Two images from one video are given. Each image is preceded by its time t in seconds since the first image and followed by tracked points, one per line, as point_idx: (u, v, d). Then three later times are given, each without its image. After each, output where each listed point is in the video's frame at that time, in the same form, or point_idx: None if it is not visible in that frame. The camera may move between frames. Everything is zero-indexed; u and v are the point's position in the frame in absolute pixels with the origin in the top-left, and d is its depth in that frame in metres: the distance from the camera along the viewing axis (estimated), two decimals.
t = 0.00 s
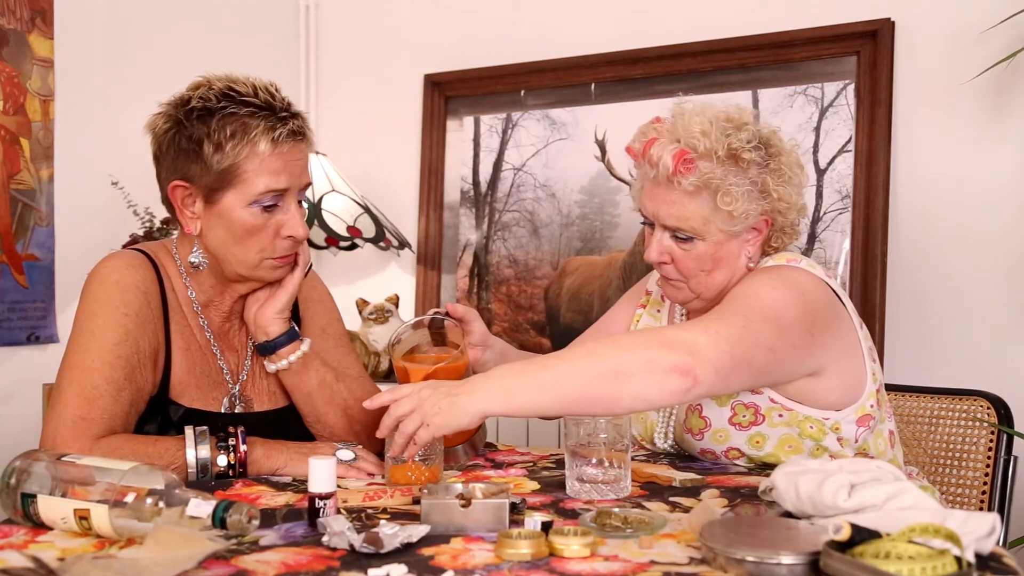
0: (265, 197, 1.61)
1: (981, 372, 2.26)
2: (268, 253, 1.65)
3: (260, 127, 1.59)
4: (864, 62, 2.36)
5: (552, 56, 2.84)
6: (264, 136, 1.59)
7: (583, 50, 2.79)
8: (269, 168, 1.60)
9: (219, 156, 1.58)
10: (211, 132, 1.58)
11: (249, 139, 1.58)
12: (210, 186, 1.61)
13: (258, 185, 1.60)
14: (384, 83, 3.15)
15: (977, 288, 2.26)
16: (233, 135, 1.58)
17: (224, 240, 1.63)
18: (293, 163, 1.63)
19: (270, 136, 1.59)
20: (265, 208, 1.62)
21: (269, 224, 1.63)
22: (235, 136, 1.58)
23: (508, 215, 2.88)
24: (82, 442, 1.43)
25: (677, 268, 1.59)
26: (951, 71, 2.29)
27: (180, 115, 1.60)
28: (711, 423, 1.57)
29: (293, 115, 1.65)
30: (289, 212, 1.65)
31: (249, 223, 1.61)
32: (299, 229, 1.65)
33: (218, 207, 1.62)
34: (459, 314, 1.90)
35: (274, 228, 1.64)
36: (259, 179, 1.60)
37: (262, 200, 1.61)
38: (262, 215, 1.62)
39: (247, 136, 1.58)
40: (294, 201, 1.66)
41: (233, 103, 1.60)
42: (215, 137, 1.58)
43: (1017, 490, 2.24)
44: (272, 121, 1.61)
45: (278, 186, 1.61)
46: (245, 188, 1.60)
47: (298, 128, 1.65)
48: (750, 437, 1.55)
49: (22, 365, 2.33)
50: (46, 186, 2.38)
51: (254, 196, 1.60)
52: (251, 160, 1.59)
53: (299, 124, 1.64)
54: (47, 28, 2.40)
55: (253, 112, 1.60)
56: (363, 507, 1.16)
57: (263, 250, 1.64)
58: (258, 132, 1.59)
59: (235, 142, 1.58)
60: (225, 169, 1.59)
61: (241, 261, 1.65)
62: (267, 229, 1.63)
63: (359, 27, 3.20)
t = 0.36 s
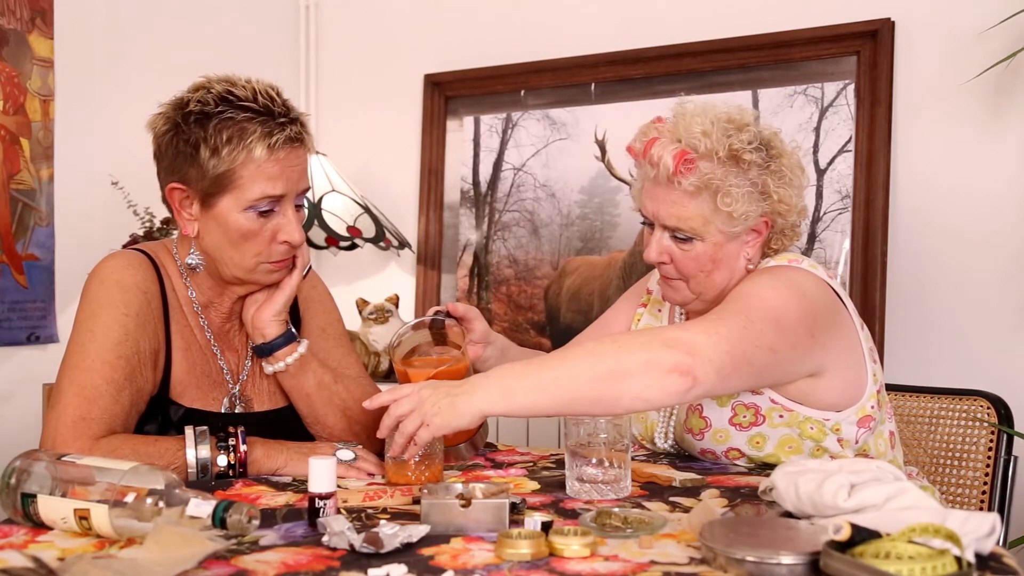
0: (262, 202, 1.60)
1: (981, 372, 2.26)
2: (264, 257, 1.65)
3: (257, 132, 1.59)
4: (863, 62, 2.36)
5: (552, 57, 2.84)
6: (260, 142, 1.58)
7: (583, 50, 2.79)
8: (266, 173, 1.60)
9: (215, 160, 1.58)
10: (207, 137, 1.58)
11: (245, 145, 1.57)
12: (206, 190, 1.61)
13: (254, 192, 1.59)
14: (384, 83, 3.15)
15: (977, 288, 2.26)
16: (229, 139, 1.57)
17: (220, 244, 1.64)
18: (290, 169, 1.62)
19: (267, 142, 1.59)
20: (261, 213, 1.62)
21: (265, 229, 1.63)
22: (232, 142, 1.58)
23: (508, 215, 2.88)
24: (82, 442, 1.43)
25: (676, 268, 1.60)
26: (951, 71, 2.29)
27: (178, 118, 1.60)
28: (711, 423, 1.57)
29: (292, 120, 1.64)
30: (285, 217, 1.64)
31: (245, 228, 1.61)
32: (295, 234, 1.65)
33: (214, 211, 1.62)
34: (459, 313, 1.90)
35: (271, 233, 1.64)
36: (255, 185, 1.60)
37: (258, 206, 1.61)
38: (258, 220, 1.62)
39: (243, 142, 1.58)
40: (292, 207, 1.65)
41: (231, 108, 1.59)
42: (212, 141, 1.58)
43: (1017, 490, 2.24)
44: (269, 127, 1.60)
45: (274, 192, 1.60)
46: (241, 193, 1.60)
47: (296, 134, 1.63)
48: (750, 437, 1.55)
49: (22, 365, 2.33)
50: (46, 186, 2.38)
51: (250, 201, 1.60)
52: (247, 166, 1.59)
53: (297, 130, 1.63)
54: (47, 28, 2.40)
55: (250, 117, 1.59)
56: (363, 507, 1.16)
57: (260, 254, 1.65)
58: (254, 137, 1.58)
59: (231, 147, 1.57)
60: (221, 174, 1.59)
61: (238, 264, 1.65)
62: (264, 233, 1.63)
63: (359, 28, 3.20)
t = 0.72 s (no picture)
0: (261, 202, 1.60)
1: (981, 372, 2.26)
2: (264, 258, 1.65)
3: (255, 133, 1.59)
4: (863, 62, 2.36)
5: (552, 56, 2.84)
6: (258, 143, 1.58)
7: (583, 50, 2.79)
8: (264, 174, 1.60)
9: (213, 161, 1.58)
10: (206, 137, 1.58)
11: (244, 145, 1.57)
12: (205, 191, 1.61)
13: (253, 192, 1.59)
14: (384, 83, 3.15)
15: (977, 288, 2.26)
16: (228, 140, 1.57)
17: (220, 245, 1.64)
18: (289, 170, 1.62)
19: (265, 143, 1.59)
20: (260, 214, 1.62)
21: (264, 229, 1.63)
22: (230, 142, 1.58)
23: (508, 215, 2.88)
24: (82, 442, 1.43)
25: (676, 270, 1.60)
26: (952, 71, 2.29)
27: (177, 119, 1.60)
28: (711, 423, 1.57)
29: (291, 120, 1.64)
30: (284, 218, 1.64)
31: (244, 228, 1.61)
32: (294, 234, 1.65)
33: (213, 212, 1.62)
34: (459, 313, 1.90)
35: (270, 234, 1.64)
36: (254, 186, 1.60)
37: (257, 206, 1.61)
38: (257, 220, 1.62)
39: (242, 142, 1.58)
40: (291, 207, 1.65)
41: (230, 109, 1.59)
42: (211, 142, 1.58)
43: (1016, 490, 2.25)
44: (268, 127, 1.60)
45: (273, 192, 1.60)
46: (239, 194, 1.60)
47: (294, 134, 1.63)
48: (750, 437, 1.55)
49: (22, 365, 2.33)
50: (46, 186, 2.38)
51: (248, 202, 1.60)
52: (245, 167, 1.59)
53: (295, 130, 1.63)
54: (47, 28, 2.40)
55: (248, 117, 1.59)
56: (363, 507, 1.16)
57: (259, 254, 1.65)
58: (253, 138, 1.58)
59: (229, 147, 1.57)
60: (220, 175, 1.59)
61: (237, 264, 1.65)
62: (262, 234, 1.63)
63: (359, 28, 3.20)
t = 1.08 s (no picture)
0: (263, 201, 1.60)
1: (981, 372, 2.26)
2: (266, 257, 1.65)
3: (259, 131, 1.59)
4: (863, 62, 2.36)
5: (552, 56, 2.84)
6: (262, 141, 1.58)
7: (583, 50, 2.79)
8: (268, 172, 1.60)
9: (217, 159, 1.58)
10: (209, 135, 1.58)
11: (248, 143, 1.57)
12: (208, 189, 1.61)
13: (256, 190, 1.59)
14: (384, 83, 3.15)
15: (977, 288, 2.26)
16: (232, 138, 1.58)
17: (222, 243, 1.64)
18: (291, 169, 1.63)
19: (269, 141, 1.59)
20: (262, 212, 1.62)
21: (266, 229, 1.63)
22: (234, 140, 1.58)
23: (508, 215, 2.88)
24: (82, 442, 1.43)
25: (676, 270, 1.60)
26: (952, 71, 2.29)
27: (180, 117, 1.60)
28: (711, 424, 1.57)
29: (294, 119, 1.65)
30: (287, 217, 1.64)
31: (247, 227, 1.61)
32: (297, 233, 1.65)
33: (216, 210, 1.62)
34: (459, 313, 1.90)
35: (272, 232, 1.63)
36: (257, 184, 1.60)
37: (259, 205, 1.61)
38: (260, 219, 1.62)
39: (246, 141, 1.58)
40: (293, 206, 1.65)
41: (233, 107, 1.59)
42: (214, 140, 1.58)
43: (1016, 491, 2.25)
44: (271, 126, 1.60)
45: (276, 190, 1.60)
46: (242, 192, 1.60)
47: (298, 133, 1.64)
48: (750, 438, 1.55)
49: (22, 366, 2.33)
50: (46, 186, 2.38)
51: (251, 200, 1.60)
52: (249, 165, 1.59)
53: (298, 129, 1.64)
54: (47, 28, 2.40)
55: (252, 116, 1.59)
56: (363, 507, 1.16)
57: (261, 254, 1.64)
58: (257, 136, 1.58)
59: (233, 146, 1.57)
60: (223, 173, 1.59)
61: (239, 263, 1.65)
62: (265, 233, 1.63)
63: (359, 27, 3.20)
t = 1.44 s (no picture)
0: (264, 201, 1.60)
1: (982, 372, 2.26)
2: (266, 257, 1.65)
3: (261, 132, 1.59)
4: (863, 62, 2.36)
5: (552, 57, 2.84)
6: (265, 141, 1.58)
7: (583, 50, 2.79)
8: (270, 173, 1.60)
9: (219, 159, 1.58)
10: (212, 135, 1.58)
11: (251, 144, 1.57)
12: (210, 189, 1.60)
13: (258, 191, 1.60)
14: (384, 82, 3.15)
15: (977, 288, 2.26)
16: (235, 138, 1.57)
17: (223, 243, 1.64)
18: (293, 170, 1.63)
19: (272, 141, 1.59)
20: (264, 213, 1.62)
21: (267, 229, 1.63)
22: (237, 141, 1.58)
23: (508, 215, 2.88)
24: (82, 442, 1.43)
25: (675, 269, 1.60)
26: (952, 71, 2.29)
27: (183, 116, 1.59)
28: (710, 423, 1.58)
29: (297, 120, 1.65)
30: (288, 218, 1.64)
31: (248, 227, 1.61)
32: (297, 234, 1.65)
33: (217, 210, 1.62)
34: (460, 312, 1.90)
35: (273, 233, 1.63)
36: (259, 184, 1.60)
37: (261, 206, 1.61)
38: (261, 219, 1.62)
39: (249, 141, 1.58)
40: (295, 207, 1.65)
41: (237, 107, 1.59)
42: (217, 140, 1.58)
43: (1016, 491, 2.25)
44: (274, 127, 1.60)
45: (278, 191, 1.60)
46: (244, 192, 1.60)
47: (300, 134, 1.64)
48: (750, 437, 1.55)
49: (22, 366, 2.33)
50: (46, 186, 2.38)
51: (253, 201, 1.60)
52: (251, 165, 1.59)
53: (301, 131, 1.64)
54: (47, 28, 2.40)
55: (255, 117, 1.59)
56: (363, 507, 1.16)
57: (261, 254, 1.64)
58: (260, 137, 1.59)
59: (235, 146, 1.57)
60: (225, 173, 1.58)
61: (239, 264, 1.65)
62: (266, 233, 1.63)
63: (359, 27, 3.20)
